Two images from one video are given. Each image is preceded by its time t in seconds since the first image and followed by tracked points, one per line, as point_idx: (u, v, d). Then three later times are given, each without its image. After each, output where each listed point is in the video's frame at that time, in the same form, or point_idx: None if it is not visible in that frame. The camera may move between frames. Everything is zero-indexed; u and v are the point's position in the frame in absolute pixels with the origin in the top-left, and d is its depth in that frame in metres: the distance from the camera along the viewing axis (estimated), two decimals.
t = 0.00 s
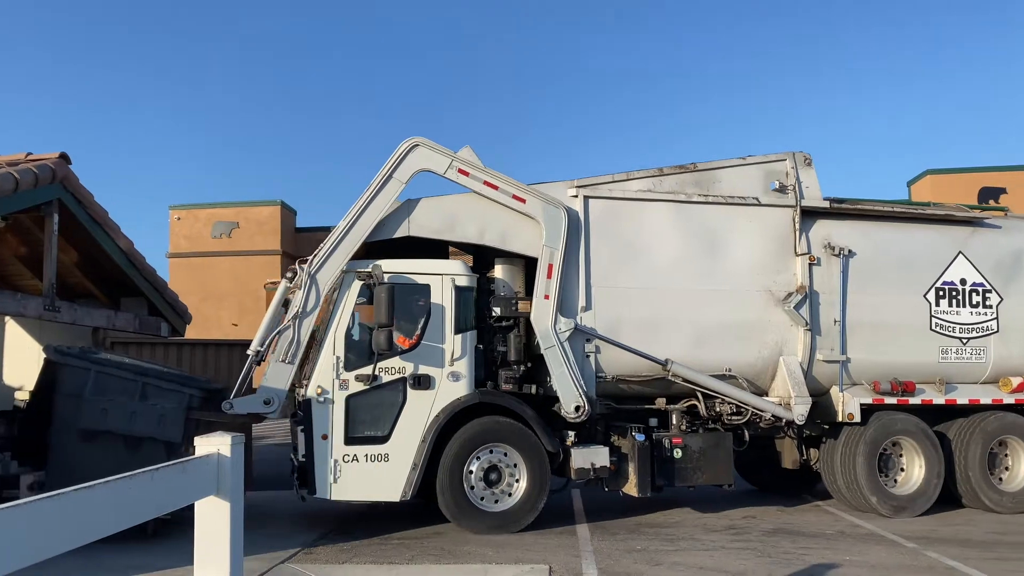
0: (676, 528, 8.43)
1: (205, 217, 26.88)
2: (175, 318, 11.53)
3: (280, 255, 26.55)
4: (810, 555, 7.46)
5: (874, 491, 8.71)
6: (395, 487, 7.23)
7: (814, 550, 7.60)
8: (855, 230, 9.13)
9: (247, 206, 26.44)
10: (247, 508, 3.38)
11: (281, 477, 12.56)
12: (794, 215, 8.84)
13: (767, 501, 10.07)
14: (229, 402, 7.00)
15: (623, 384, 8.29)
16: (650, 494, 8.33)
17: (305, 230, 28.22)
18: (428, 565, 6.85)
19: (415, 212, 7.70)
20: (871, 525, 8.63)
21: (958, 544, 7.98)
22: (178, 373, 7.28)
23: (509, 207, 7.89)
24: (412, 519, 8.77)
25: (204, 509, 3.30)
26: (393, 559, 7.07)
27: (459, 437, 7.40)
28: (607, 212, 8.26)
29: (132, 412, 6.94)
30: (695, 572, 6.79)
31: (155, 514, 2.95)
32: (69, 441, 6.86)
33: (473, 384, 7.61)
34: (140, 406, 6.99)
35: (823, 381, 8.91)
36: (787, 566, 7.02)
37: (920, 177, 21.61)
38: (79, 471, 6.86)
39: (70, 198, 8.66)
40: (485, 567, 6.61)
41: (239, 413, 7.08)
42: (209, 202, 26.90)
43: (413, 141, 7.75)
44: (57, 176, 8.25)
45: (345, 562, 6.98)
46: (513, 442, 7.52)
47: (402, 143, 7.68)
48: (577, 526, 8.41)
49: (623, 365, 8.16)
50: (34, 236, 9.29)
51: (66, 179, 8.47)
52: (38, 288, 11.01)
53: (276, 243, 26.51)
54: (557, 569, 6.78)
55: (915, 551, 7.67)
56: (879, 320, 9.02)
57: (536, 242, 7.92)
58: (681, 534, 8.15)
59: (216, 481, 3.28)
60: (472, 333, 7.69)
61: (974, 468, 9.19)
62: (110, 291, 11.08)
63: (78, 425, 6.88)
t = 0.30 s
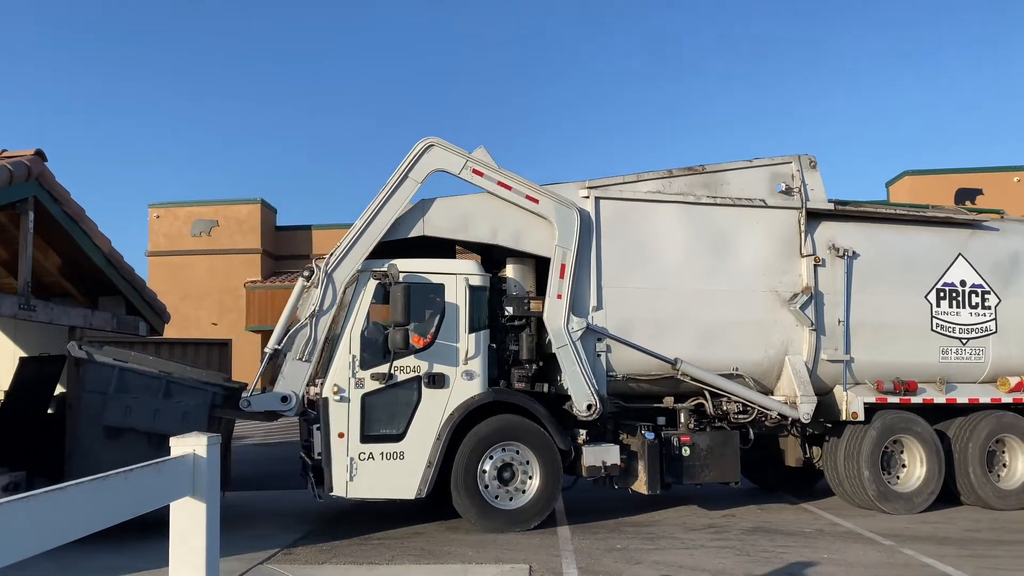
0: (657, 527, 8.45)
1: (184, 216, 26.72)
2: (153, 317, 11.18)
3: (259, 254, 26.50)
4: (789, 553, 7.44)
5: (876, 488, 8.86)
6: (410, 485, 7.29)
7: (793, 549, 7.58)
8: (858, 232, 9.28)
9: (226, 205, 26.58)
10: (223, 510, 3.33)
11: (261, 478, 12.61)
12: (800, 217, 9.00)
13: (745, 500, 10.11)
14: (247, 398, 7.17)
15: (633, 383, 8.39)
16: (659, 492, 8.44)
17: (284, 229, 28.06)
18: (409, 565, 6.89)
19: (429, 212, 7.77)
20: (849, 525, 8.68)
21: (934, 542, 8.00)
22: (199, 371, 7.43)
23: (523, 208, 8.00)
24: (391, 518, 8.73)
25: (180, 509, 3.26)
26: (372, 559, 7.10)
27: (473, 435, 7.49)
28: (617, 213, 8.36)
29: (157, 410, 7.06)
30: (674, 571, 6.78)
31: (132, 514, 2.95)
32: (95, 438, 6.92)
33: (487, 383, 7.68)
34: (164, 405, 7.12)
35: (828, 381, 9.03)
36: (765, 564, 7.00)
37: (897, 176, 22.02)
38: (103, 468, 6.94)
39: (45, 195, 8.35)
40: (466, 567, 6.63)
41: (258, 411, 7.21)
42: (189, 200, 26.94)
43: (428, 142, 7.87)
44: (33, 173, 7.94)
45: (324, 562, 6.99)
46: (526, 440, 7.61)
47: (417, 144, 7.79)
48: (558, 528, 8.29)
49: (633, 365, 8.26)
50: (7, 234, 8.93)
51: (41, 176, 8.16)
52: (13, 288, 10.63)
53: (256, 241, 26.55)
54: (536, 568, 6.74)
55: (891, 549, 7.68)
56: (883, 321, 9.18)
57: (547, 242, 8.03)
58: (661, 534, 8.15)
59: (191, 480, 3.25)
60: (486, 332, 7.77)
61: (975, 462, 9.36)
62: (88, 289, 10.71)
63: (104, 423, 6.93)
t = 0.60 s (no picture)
0: (635, 526, 8.45)
1: (161, 214, 26.40)
2: (130, 317, 10.63)
3: (238, 252, 26.06)
4: (766, 551, 7.42)
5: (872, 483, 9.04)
6: (418, 484, 7.36)
7: (770, 547, 7.57)
8: (855, 234, 9.44)
9: (202, 203, 26.20)
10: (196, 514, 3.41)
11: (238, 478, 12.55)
12: (798, 218, 9.15)
13: (724, 498, 10.15)
14: (256, 401, 7.23)
15: (636, 382, 8.50)
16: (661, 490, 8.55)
17: (263, 227, 27.53)
18: (386, 565, 6.89)
19: (436, 213, 7.85)
20: (825, 522, 8.72)
21: (909, 538, 8.02)
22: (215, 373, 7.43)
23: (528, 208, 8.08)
24: (370, 519, 8.84)
25: (154, 512, 3.33)
26: (350, 560, 7.10)
27: (479, 435, 7.59)
28: (620, 215, 8.46)
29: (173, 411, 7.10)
30: (651, 569, 6.76)
31: (100, 517, 2.97)
32: (113, 439, 7.02)
33: (492, 383, 7.75)
34: (181, 407, 7.15)
35: (825, 379, 9.20)
36: (742, 563, 6.98)
37: (875, 175, 22.30)
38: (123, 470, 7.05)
39: (15, 191, 8.03)
40: (443, 567, 6.63)
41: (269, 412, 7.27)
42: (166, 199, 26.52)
43: (434, 142, 7.89)
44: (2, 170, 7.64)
45: (301, 563, 6.98)
46: (530, 439, 7.72)
47: (423, 144, 7.81)
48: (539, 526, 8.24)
49: (636, 364, 8.37)
50: None
51: (12, 171, 7.85)
52: None
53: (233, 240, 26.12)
54: (514, 568, 6.71)
55: (866, 546, 7.69)
56: (879, 321, 9.34)
57: (551, 242, 8.13)
58: (639, 532, 8.14)
59: (164, 484, 3.31)
60: (492, 332, 7.85)
61: (971, 462, 9.55)
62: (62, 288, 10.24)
63: (121, 424, 7.03)
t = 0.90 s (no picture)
0: (614, 525, 8.44)
1: (137, 212, 26.01)
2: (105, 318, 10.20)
3: (217, 251, 25.68)
4: (743, 549, 7.40)
5: (863, 480, 9.19)
6: (419, 484, 7.43)
7: (748, 545, 7.56)
8: (846, 235, 9.58)
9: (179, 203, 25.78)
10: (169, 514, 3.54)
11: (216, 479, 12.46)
12: (791, 220, 9.27)
13: (704, 496, 10.20)
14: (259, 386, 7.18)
15: (633, 382, 8.60)
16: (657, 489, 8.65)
17: (241, 226, 27.14)
18: (364, 566, 6.86)
19: (434, 217, 7.91)
20: (803, 520, 8.76)
21: (885, 535, 8.04)
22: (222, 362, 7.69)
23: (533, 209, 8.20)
24: (352, 519, 8.88)
25: (129, 515, 3.44)
26: (326, 561, 7.05)
27: (479, 435, 7.67)
28: (615, 217, 8.53)
29: (181, 395, 7.30)
30: (628, 568, 6.72)
31: (70, 522, 3.07)
32: (119, 421, 7.13)
33: (492, 383, 7.82)
34: (187, 391, 7.34)
35: (817, 378, 9.32)
36: (719, 561, 6.95)
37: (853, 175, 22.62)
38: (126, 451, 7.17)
39: None
40: (421, 567, 6.59)
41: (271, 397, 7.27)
42: (142, 198, 25.97)
43: (444, 138, 8.00)
44: None
45: (277, 565, 6.93)
46: (529, 438, 7.81)
47: (435, 139, 7.90)
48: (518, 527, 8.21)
49: (632, 363, 8.47)
50: None
51: None
52: None
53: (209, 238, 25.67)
54: (493, 568, 6.67)
55: (843, 543, 7.70)
56: (869, 321, 9.49)
57: (553, 242, 8.25)
58: (617, 531, 8.11)
59: (139, 485, 3.43)
60: (491, 333, 7.91)
61: (959, 445, 9.73)
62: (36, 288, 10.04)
63: (128, 406, 7.17)
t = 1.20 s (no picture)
0: (595, 524, 8.49)
1: (115, 212, 25.65)
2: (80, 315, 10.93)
3: (195, 250, 25.44)
4: (724, 547, 7.47)
5: (853, 478, 9.32)
6: (414, 483, 7.50)
7: (728, 544, 7.62)
8: (834, 236, 9.71)
9: (156, 202, 25.46)
10: (148, 513, 3.70)
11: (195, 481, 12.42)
12: (781, 221, 9.38)
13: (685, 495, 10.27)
14: (260, 351, 7.24)
15: (626, 381, 8.69)
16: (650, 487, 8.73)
17: (221, 225, 26.93)
18: (345, 566, 6.87)
19: (433, 217, 7.97)
20: (782, 519, 8.85)
21: (864, 533, 8.14)
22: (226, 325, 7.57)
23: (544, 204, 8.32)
24: (334, 520, 8.89)
25: (108, 516, 3.60)
26: (307, 562, 7.04)
27: (474, 435, 7.75)
28: (610, 216, 8.63)
29: (183, 354, 7.15)
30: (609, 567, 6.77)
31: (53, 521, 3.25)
32: (117, 374, 6.98)
33: (487, 382, 7.89)
34: (189, 350, 7.20)
35: (806, 378, 9.44)
36: (700, 559, 7.01)
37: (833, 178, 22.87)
38: (119, 404, 6.98)
39: None
40: (403, 567, 6.61)
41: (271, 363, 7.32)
42: (118, 197, 25.58)
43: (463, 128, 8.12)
44: None
45: (257, 566, 6.92)
46: (525, 437, 7.89)
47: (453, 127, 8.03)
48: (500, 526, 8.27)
49: (625, 360, 8.56)
50: None
51: None
52: None
53: (188, 237, 25.47)
54: (474, 567, 6.70)
55: (822, 541, 7.78)
56: (857, 320, 9.62)
57: (557, 240, 8.34)
58: (598, 530, 8.15)
59: (118, 487, 3.59)
60: (486, 332, 7.98)
61: (947, 434, 9.93)
62: (7, 288, 10.12)
63: (129, 360, 7.01)
